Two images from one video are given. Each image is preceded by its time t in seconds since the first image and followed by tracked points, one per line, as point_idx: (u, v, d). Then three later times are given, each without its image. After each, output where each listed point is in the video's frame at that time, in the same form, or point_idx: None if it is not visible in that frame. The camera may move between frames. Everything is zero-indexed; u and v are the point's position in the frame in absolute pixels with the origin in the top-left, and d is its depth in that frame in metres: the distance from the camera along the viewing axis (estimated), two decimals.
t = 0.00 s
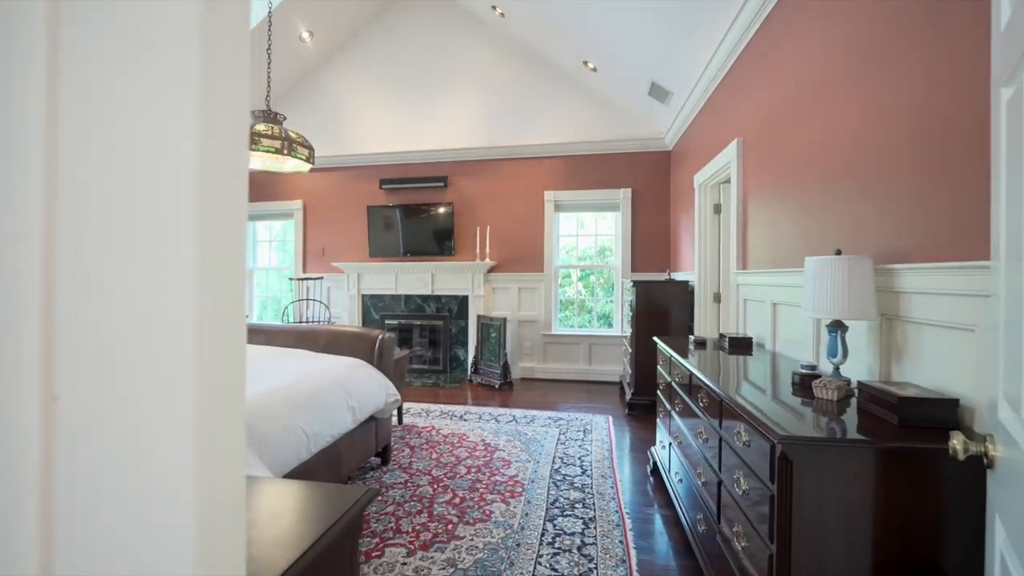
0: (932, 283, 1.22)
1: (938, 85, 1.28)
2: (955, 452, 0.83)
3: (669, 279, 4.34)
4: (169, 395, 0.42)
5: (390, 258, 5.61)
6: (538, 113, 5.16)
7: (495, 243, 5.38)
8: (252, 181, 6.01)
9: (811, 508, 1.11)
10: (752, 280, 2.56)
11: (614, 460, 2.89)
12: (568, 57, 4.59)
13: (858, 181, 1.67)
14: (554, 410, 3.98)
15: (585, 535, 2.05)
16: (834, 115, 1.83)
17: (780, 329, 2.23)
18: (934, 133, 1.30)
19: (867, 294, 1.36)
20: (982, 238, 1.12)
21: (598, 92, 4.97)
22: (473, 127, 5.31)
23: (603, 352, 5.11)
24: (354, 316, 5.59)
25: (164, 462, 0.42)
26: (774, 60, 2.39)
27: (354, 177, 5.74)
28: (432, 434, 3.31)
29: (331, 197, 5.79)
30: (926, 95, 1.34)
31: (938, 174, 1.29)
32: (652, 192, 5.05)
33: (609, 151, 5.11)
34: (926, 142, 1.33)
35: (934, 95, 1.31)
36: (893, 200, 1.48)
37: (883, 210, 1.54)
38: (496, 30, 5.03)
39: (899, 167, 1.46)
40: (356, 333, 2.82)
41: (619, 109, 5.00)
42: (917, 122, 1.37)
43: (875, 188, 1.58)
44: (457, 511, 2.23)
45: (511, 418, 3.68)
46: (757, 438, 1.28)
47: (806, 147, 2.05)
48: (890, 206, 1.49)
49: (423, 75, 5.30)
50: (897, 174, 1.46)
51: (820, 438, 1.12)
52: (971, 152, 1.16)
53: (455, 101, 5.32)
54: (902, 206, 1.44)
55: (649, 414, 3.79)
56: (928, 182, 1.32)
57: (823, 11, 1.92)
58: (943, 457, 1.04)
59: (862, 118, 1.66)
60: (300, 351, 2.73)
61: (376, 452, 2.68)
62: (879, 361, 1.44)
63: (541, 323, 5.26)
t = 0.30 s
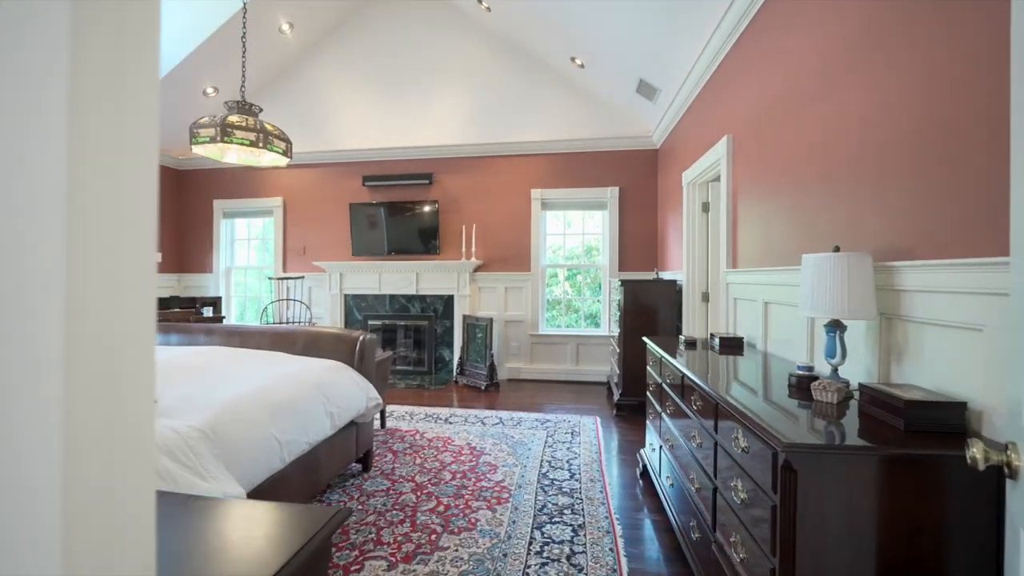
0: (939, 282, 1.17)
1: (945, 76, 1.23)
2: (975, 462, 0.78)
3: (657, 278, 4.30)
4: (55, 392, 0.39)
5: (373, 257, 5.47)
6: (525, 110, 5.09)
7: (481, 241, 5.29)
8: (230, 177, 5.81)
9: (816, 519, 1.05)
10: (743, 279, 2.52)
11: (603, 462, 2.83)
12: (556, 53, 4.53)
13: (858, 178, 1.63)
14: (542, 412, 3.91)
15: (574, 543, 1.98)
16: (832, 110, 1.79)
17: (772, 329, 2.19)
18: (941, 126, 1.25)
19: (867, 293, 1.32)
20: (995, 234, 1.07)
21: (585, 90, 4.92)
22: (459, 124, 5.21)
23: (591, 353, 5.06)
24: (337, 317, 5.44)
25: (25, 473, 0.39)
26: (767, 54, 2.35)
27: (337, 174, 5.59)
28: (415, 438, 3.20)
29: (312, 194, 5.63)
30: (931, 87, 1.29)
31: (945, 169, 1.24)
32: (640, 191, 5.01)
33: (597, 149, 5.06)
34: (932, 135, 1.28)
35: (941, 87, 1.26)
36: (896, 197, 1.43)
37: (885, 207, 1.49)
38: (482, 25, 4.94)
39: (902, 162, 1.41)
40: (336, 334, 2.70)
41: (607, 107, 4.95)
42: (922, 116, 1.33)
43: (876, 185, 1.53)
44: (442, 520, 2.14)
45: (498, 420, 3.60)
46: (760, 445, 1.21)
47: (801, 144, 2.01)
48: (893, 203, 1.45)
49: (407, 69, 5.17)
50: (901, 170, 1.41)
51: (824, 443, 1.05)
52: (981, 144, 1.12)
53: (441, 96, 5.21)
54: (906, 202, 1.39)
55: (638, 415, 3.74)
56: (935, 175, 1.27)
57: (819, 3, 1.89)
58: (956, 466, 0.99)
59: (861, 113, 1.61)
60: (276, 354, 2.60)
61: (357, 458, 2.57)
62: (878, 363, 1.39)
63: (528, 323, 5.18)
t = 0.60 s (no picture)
0: (946, 282, 1.12)
1: (956, 66, 1.18)
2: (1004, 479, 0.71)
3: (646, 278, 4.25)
4: None
5: (357, 257, 5.34)
6: (512, 107, 5.01)
7: (468, 241, 5.19)
8: (207, 173, 5.62)
9: (826, 536, 0.98)
10: (735, 279, 2.47)
11: (593, 467, 2.76)
12: (544, 49, 4.46)
13: (861, 173, 1.57)
14: (530, 415, 3.82)
15: (565, 554, 1.90)
16: (833, 105, 1.73)
17: (765, 330, 2.14)
18: (957, 118, 1.19)
19: (871, 293, 1.26)
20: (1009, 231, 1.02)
21: (574, 87, 4.86)
22: (445, 120, 5.11)
23: (579, 353, 5.00)
24: (319, 318, 5.32)
25: None
26: (762, 49, 2.30)
27: (319, 171, 5.44)
28: (399, 444, 3.10)
29: (293, 192, 5.47)
30: (946, 77, 1.22)
31: (962, 163, 1.18)
32: (628, 190, 4.97)
33: (584, 147, 5.00)
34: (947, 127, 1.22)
35: (958, 76, 1.19)
36: (903, 193, 1.37)
37: (891, 204, 1.43)
38: (469, 20, 4.85)
39: (910, 157, 1.35)
40: (316, 337, 2.58)
41: (596, 104, 4.90)
42: (936, 106, 1.26)
43: (881, 181, 1.47)
44: (426, 531, 2.05)
45: (485, 424, 3.51)
46: (763, 454, 1.14)
47: (800, 140, 1.95)
48: (901, 198, 1.39)
49: (392, 64, 5.05)
50: (909, 164, 1.35)
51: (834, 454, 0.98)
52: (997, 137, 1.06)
53: (426, 92, 5.10)
54: (916, 198, 1.33)
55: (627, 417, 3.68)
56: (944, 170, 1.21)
57: None
58: (976, 480, 0.93)
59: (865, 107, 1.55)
60: (252, 358, 2.47)
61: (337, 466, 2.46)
62: (880, 367, 1.34)
63: (515, 324, 5.10)
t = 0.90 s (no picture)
0: (963, 285, 1.04)
1: (971, 56, 1.10)
2: None
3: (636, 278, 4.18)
4: None
5: (341, 256, 5.19)
6: (500, 103, 4.91)
7: (455, 240, 5.08)
8: (185, 169, 5.43)
9: (842, 565, 0.90)
10: (730, 280, 2.39)
11: (584, 474, 2.67)
12: (534, 44, 4.37)
13: (867, 166, 1.48)
14: (519, 419, 3.73)
15: (555, 570, 1.81)
16: (833, 98, 1.65)
17: (762, 333, 2.07)
18: (970, 108, 1.11)
19: (879, 297, 1.18)
20: None
21: (564, 84, 4.78)
22: (433, 116, 4.99)
23: (569, 355, 4.92)
24: (302, 320, 5.13)
25: None
26: (758, 42, 2.23)
27: (302, 167, 5.28)
28: (383, 452, 2.98)
29: (275, 189, 5.30)
30: (957, 65, 1.15)
31: (976, 156, 1.10)
32: (618, 189, 4.90)
33: (575, 145, 4.92)
34: (958, 118, 1.14)
35: (971, 63, 1.11)
36: (910, 189, 1.29)
37: (895, 201, 1.35)
38: (456, 13, 4.74)
39: (917, 151, 1.27)
40: (293, 341, 2.45)
41: (586, 101, 4.82)
42: (945, 97, 1.18)
43: (885, 177, 1.39)
44: (409, 546, 1.94)
45: (472, 429, 3.40)
46: (770, 470, 1.06)
47: (799, 135, 1.87)
48: (906, 195, 1.31)
49: (377, 58, 4.92)
50: (915, 159, 1.27)
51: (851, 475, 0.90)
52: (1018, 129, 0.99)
53: (413, 87, 4.97)
54: (923, 195, 1.25)
55: (618, 420, 3.61)
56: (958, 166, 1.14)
57: None
58: (1004, 501, 0.85)
59: (867, 99, 1.48)
60: (224, 364, 2.33)
61: (316, 477, 2.34)
62: (890, 374, 1.26)
63: (504, 325, 5.00)
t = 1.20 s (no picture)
0: (989, 288, 0.95)
1: (993, 39, 1.02)
2: None
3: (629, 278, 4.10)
4: None
5: (326, 256, 5.04)
6: (490, 99, 4.80)
7: (444, 239, 4.95)
8: (163, 165, 5.24)
9: None
10: (727, 280, 2.31)
11: (576, 482, 2.57)
12: (524, 38, 4.27)
13: (875, 160, 1.40)
14: (509, 423, 3.62)
15: None
16: (837, 88, 1.56)
17: (761, 335, 1.98)
18: (991, 95, 1.02)
19: (895, 301, 1.09)
20: None
21: (555, 80, 4.68)
22: (420, 112, 4.86)
23: (560, 357, 4.82)
24: (285, 321, 4.97)
25: None
26: (756, 33, 2.14)
27: (285, 164, 5.12)
28: (366, 460, 2.85)
29: (257, 186, 5.13)
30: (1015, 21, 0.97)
31: (999, 145, 1.01)
32: (610, 187, 4.81)
33: (565, 143, 4.83)
34: (980, 105, 1.04)
35: (993, 47, 1.02)
36: (925, 182, 1.20)
37: (909, 194, 1.26)
38: (444, 6, 4.62)
39: (932, 141, 1.18)
40: (268, 346, 2.32)
41: (577, 98, 4.73)
42: (966, 83, 1.09)
43: (894, 170, 1.31)
44: (390, 565, 1.82)
45: (460, 434, 3.29)
46: (784, 493, 0.96)
47: (799, 129, 1.78)
48: (920, 188, 1.22)
49: (364, 52, 4.77)
50: (930, 150, 1.18)
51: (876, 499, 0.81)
52: None
53: (400, 82, 4.84)
54: (940, 188, 1.16)
55: (610, 424, 3.52)
56: (979, 159, 1.05)
57: None
58: None
59: (874, 87, 1.38)
60: (194, 370, 2.19)
61: (293, 490, 2.21)
62: (906, 382, 1.17)
63: (494, 326, 4.89)
